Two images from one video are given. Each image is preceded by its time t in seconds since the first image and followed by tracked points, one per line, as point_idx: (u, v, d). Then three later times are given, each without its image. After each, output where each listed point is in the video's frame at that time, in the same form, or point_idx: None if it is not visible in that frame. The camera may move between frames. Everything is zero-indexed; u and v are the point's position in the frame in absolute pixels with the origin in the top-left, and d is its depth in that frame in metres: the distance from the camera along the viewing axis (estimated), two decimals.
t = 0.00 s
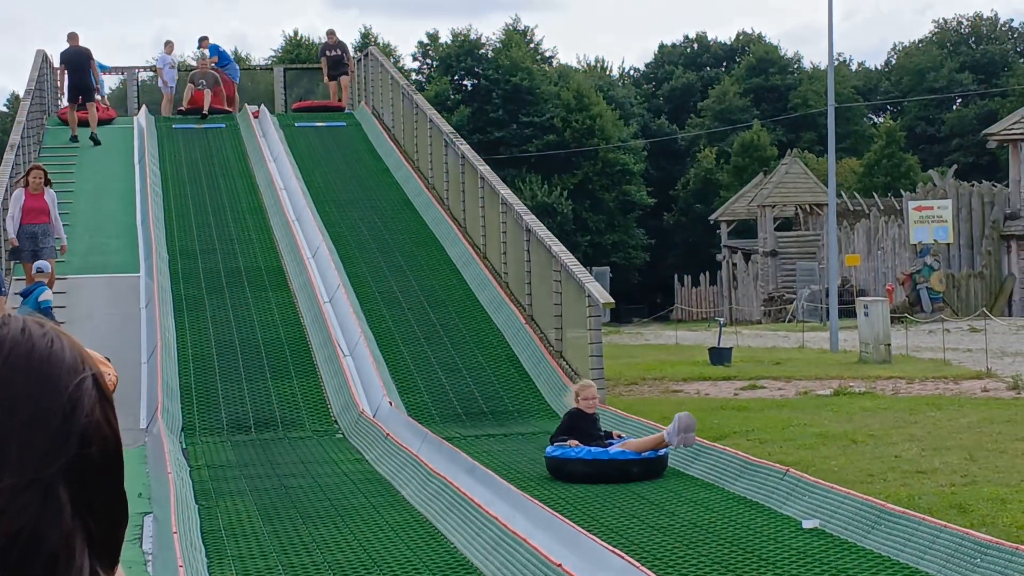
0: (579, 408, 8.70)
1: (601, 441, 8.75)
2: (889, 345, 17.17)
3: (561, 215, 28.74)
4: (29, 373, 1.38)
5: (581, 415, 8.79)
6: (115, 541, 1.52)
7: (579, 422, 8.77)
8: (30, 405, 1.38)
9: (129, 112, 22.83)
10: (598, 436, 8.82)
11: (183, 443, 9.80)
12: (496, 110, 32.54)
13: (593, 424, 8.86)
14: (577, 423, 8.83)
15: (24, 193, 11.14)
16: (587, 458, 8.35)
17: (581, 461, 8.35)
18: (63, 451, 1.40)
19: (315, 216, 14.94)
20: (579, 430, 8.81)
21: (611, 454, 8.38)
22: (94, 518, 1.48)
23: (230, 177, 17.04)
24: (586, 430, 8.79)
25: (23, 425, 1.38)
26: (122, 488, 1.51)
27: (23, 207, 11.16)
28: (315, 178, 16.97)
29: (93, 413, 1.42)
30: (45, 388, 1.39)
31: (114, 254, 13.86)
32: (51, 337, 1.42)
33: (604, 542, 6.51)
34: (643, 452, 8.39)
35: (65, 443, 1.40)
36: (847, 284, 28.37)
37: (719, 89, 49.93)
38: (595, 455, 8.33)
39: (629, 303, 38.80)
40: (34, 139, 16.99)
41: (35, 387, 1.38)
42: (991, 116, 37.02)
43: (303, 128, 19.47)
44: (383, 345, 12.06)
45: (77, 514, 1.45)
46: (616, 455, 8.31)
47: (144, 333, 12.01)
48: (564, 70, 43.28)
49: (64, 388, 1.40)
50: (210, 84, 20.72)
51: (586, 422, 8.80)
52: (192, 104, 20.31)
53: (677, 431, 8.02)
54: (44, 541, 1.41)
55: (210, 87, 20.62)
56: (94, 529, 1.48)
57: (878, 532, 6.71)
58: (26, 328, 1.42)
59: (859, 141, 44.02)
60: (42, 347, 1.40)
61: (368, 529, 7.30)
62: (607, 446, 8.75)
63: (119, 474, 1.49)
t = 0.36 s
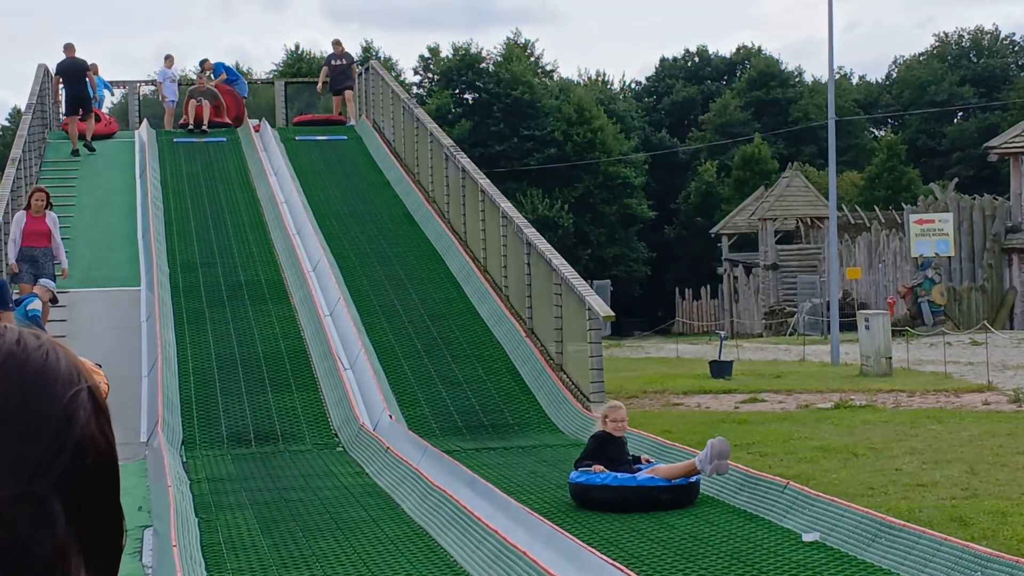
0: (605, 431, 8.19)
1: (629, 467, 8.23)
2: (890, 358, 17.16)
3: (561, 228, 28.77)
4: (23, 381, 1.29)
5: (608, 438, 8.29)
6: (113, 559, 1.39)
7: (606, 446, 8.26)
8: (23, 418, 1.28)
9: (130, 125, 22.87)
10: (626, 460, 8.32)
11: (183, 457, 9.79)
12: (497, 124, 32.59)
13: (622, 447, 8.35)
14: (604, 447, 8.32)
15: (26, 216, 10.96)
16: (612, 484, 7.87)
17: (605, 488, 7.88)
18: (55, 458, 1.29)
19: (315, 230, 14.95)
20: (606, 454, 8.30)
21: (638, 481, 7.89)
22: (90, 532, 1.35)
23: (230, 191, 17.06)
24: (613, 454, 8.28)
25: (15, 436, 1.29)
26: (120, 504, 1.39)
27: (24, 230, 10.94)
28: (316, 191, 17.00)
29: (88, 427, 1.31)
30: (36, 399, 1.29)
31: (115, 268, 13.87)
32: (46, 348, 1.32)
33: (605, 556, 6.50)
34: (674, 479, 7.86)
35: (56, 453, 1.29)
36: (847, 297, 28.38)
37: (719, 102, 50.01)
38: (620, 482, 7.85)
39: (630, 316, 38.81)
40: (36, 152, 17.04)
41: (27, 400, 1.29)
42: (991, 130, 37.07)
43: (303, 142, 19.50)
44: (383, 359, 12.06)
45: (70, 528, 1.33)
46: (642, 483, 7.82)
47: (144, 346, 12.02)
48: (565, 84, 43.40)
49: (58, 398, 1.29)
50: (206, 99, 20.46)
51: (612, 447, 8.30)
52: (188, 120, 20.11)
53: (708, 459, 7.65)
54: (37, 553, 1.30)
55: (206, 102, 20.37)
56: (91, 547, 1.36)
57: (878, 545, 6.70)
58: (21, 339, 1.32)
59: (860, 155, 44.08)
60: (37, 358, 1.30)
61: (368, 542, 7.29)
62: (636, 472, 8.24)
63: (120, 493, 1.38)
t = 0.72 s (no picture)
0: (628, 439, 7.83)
1: (651, 478, 7.87)
2: (891, 358, 17.14)
3: (563, 228, 28.76)
4: (17, 378, 1.29)
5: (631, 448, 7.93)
6: (107, 555, 1.40)
7: (628, 456, 7.90)
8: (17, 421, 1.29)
9: (131, 125, 22.89)
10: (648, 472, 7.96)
11: (184, 456, 9.80)
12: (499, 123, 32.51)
13: (645, 458, 7.99)
14: (628, 456, 7.97)
15: (22, 218, 10.91)
16: (633, 496, 7.45)
17: (626, 500, 7.46)
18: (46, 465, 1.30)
19: (316, 229, 14.95)
20: (629, 463, 7.96)
21: (662, 493, 7.47)
22: (82, 532, 1.37)
23: (231, 190, 17.07)
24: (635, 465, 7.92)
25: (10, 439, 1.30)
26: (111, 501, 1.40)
27: (20, 233, 10.87)
28: (316, 191, 17.00)
29: (79, 425, 1.32)
30: (29, 399, 1.29)
31: (116, 267, 13.88)
32: (39, 346, 1.33)
33: (605, 555, 6.50)
34: (698, 492, 7.46)
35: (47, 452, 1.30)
36: (849, 297, 28.36)
37: (721, 102, 49.98)
38: (642, 495, 7.43)
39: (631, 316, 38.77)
40: (37, 152, 17.05)
41: (19, 401, 1.29)
42: (994, 130, 37.05)
43: (304, 141, 19.51)
44: (384, 359, 12.06)
45: (63, 529, 1.35)
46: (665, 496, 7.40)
47: (145, 346, 12.01)
48: (567, 83, 43.32)
49: (50, 399, 1.30)
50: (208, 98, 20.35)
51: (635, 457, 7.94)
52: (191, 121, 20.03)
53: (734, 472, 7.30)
54: (30, 553, 1.32)
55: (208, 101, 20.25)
56: (82, 545, 1.37)
57: (879, 544, 6.70)
58: (14, 336, 1.31)
59: (862, 155, 44.01)
60: (30, 356, 1.30)
61: (368, 542, 7.29)
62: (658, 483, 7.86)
63: (111, 494, 1.39)
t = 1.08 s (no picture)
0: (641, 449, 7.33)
1: (667, 489, 7.42)
2: (890, 358, 17.14)
3: (562, 229, 28.77)
4: (5, 381, 1.30)
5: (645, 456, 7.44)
6: (97, 556, 1.41)
7: (643, 464, 7.41)
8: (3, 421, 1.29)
9: (131, 125, 22.92)
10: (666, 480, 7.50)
11: (183, 457, 9.80)
12: (498, 124, 32.51)
13: (660, 467, 7.49)
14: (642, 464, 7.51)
15: (20, 225, 10.88)
16: (646, 508, 7.09)
17: (638, 511, 7.10)
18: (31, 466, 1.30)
19: (315, 230, 14.95)
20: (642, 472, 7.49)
21: (674, 504, 7.09)
22: (71, 533, 1.38)
23: (230, 191, 17.06)
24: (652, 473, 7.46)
25: None
26: (100, 506, 1.40)
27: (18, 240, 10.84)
28: (315, 191, 17.00)
29: (68, 425, 1.33)
30: (16, 401, 1.30)
31: (115, 267, 13.88)
32: (26, 346, 1.33)
33: (603, 556, 6.51)
34: (713, 503, 7.09)
35: (37, 452, 1.31)
36: (848, 298, 28.37)
37: (721, 103, 50.03)
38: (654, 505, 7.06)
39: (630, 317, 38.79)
40: (37, 153, 17.08)
41: (6, 401, 1.30)
42: (993, 131, 37.07)
43: (304, 142, 19.51)
44: (383, 359, 12.06)
45: (50, 530, 1.36)
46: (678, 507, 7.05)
47: (144, 346, 12.01)
48: (567, 83, 43.39)
49: (38, 396, 1.31)
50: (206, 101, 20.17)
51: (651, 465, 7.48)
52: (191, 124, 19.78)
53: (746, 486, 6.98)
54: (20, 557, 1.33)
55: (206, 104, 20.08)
56: (72, 547, 1.38)
57: (877, 545, 6.70)
58: (5, 338, 1.32)
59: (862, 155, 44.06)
60: (15, 356, 1.31)
61: (367, 542, 7.29)
62: (673, 493, 7.41)
63: (99, 494, 1.40)
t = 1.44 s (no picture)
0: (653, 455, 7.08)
1: (676, 497, 7.16)
2: (891, 358, 17.14)
3: (562, 229, 28.77)
4: (6, 380, 1.29)
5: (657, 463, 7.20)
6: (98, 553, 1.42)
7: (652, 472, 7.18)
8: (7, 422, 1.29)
9: (132, 125, 22.93)
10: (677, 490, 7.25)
11: (182, 457, 9.81)
12: (498, 124, 32.48)
13: (672, 474, 7.24)
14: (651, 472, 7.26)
15: (24, 232, 10.89)
16: (650, 516, 6.86)
17: (642, 520, 6.88)
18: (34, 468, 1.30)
19: (315, 230, 14.95)
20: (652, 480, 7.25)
21: (678, 512, 6.84)
22: (73, 533, 1.38)
23: (230, 191, 17.07)
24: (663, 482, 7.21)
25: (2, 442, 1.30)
26: (102, 504, 1.41)
27: (21, 246, 10.85)
28: (316, 191, 17.01)
29: (69, 427, 1.33)
30: (19, 400, 1.30)
31: (115, 267, 13.88)
32: (26, 346, 1.31)
33: (603, 556, 6.50)
34: (719, 513, 6.83)
35: (39, 454, 1.31)
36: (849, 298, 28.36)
37: (720, 103, 50.03)
38: (658, 514, 6.82)
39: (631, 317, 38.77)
40: (37, 153, 17.09)
41: (9, 402, 1.29)
42: (993, 131, 37.08)
43: (304, 142, 19.52)
44: (383, 359, 12.06)
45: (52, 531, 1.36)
46: (681, 517, 6.80)
47: (144, 346, 12.01)
48: (567, 84, 43.39)
49: (40, 398, 1.30)
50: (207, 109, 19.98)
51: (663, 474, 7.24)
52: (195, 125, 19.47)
53: (753, 496, 6.74)
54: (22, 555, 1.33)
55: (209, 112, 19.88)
56: (73, 543, 1.39)
57: (877, 545, 6.70)
58: (6, 339, 1.31)
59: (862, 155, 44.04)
60: (16, 356, 1.30)
61: (366, 542, 7.30)
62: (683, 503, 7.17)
63: (99, 494, 1.40)
